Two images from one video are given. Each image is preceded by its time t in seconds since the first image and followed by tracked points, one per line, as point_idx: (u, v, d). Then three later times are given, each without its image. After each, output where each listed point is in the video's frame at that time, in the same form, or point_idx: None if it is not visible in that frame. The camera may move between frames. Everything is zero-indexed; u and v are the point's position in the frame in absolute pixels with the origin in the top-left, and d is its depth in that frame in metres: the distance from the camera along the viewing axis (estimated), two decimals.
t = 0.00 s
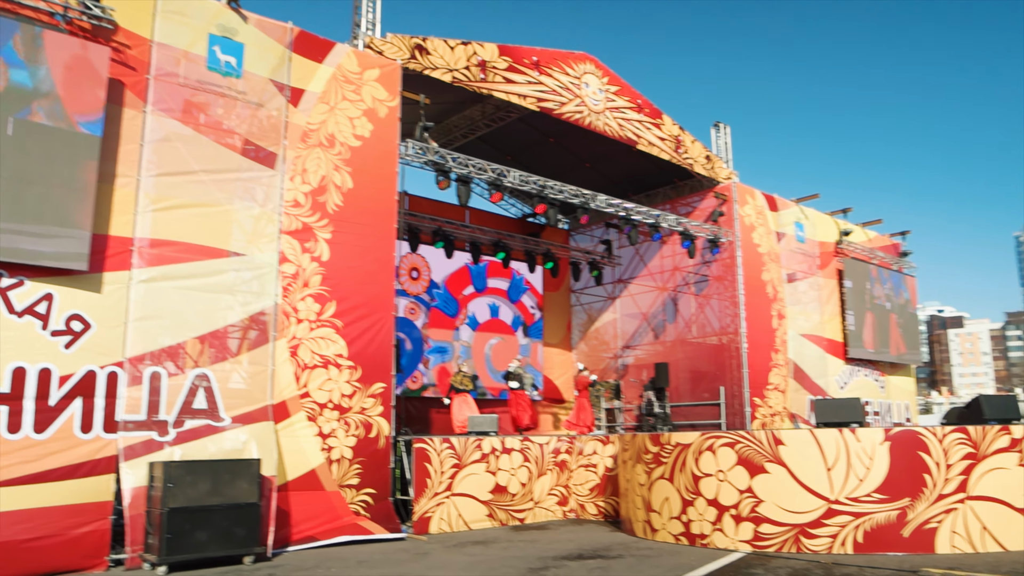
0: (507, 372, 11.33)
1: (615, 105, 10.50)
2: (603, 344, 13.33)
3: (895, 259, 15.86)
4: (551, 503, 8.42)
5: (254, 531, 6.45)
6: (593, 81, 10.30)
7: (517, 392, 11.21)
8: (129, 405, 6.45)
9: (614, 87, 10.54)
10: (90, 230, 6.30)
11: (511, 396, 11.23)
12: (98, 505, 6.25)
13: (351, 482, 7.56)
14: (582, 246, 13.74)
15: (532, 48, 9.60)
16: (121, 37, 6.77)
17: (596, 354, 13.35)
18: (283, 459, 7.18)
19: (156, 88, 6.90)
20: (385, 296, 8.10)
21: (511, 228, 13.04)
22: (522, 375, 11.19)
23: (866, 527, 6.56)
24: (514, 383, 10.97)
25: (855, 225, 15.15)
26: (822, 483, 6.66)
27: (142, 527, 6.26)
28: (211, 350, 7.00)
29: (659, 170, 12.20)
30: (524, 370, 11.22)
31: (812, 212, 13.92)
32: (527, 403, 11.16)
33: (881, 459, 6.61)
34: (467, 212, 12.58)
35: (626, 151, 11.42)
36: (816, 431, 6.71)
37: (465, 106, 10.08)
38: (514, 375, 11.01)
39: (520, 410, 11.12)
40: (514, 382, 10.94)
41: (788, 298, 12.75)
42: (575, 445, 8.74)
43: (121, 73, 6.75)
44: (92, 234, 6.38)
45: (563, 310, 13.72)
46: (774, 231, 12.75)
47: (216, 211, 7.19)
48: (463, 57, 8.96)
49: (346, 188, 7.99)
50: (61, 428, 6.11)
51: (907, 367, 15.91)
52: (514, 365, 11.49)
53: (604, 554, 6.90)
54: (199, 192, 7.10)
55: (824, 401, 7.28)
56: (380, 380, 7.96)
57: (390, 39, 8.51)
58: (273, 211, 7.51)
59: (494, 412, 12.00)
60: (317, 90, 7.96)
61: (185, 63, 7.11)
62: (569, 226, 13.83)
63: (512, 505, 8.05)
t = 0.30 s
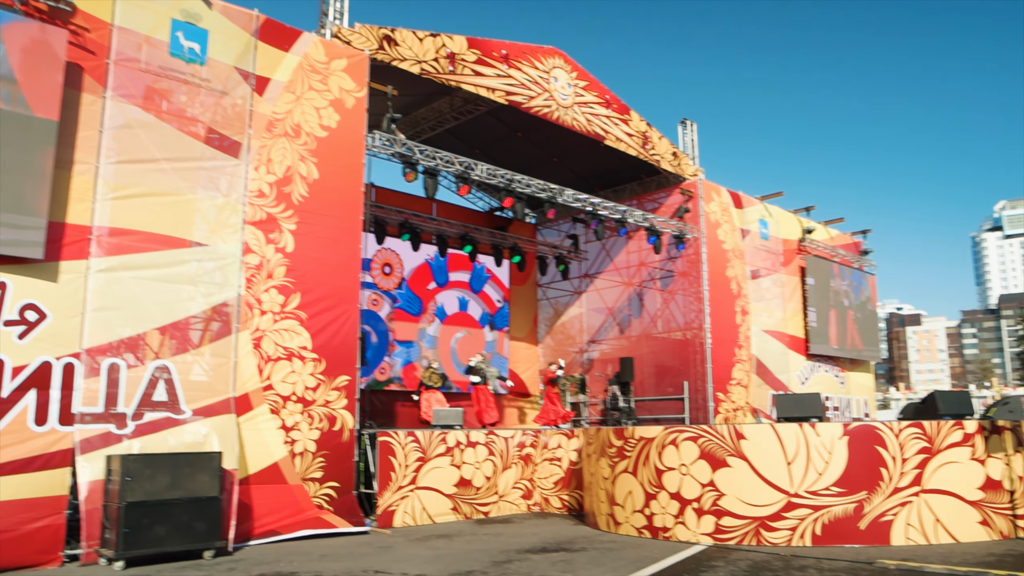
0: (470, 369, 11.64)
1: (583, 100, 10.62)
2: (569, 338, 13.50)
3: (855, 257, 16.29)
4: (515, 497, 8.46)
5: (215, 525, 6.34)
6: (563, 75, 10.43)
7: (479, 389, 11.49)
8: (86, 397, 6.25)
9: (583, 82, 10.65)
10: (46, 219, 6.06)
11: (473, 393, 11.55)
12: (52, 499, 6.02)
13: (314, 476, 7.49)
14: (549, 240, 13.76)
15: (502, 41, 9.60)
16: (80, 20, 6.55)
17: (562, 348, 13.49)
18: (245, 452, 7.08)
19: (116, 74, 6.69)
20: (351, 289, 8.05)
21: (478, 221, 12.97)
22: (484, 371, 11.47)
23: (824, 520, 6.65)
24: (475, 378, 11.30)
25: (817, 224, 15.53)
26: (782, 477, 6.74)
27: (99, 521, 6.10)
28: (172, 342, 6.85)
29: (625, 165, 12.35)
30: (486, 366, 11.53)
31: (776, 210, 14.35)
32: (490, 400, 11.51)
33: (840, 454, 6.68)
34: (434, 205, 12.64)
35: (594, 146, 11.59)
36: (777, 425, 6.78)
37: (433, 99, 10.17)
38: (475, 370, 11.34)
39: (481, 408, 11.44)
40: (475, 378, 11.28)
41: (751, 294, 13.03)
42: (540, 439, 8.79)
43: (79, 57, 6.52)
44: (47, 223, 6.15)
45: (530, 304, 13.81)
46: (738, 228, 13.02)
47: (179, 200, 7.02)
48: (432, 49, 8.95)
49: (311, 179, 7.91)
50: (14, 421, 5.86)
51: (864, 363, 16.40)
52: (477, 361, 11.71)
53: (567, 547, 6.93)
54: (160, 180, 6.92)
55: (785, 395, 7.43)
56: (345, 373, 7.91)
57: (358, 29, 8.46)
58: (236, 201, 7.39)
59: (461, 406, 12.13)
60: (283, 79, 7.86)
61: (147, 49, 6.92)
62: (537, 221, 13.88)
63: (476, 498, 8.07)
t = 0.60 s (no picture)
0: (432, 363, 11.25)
1: (553, 95, 10.81)
2: (536, 332, 13.78)
3: (818, 255, 16.73)
4: (480, 490, 8.48)
5: (176, 520, 6.21)
6: (532, 69, 10.41)
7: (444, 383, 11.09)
8: (42, 389, 6.04)
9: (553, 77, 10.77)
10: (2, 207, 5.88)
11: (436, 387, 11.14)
12: (5, 494, 5.84)
13: (277, 469, 7.42)
14: (517, 234, 14.09)
15: (472, 34, 9.69)
16: (37, 1, 6.34)
17: (528, 343, 13.81)
18: (207, 445, 6.96)
19: (76, 57, 6.50)
20: (317, 281, 7.98)
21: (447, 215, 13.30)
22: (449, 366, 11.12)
23: (785, 513, 6.74)
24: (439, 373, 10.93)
25: (782, 221, 15.90)
26: (744, 471, 6.82)
27: (54, 516, 5.91)
28: (133, 333, 6.70)
29: (593, 161, 12.67)
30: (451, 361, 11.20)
31: (743, 207, 14.78)
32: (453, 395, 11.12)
33: (801, 448, 6.78)
34: (402, 197, 12.76)
35: (562, 142, 11.83)
36: (740, 420, 6.85)
37: (403, 91, 10.35)
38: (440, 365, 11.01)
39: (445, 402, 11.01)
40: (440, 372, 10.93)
41: (717, 290, 13.36)
42: (506, 433, 8.86)
43: (37, 39, 6.32)
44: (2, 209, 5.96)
45: (498, 299, 14.19)
46: (704, 224, 13.33)
47: (141, 188, 6.88)
48: (402, 40, 8.97)
49: (278, 169, 7.82)
50: None
51: (826, 359, 16.84)
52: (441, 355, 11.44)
53: (532, 540, 6.95)
54: (122, 168, 6.77)
55: (749, 390, 7.50)
56: (310, 365, 7.85)
57: (326, 18, 8.38)
58: (201, 190, 7.26)
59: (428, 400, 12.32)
60: (249, 67, 7.75)
61: (109, 33, 6.74)
62: (505, 215, 14.22)
63: (442, 492, 8.08)
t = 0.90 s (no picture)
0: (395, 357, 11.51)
1: (524, 89, 10.96)
2: (505, 327, 14.12)
3: (785, 252, 17.23)
4: (448, 484, 8.48)
5: (137, 514, 6.10)
6: (503, 63, 10.61)
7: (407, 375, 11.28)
8: None
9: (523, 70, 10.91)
10: None
11: (398, 379, 11.29)
12: None
13: (242, 463, 7.35)
14: (487, 228, 14.38)
15: (444, 26, 9.69)
16: None
17: (497, 336, 14.13)
18: (171, 439, 6.85)
19: (35, 41, 6.31)
20: (284, 272, 7.89)
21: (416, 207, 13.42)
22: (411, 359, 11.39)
23: (749, 506, 6.81)
24: (401, 364, 11.17)
25: (750, 219, 16.34)
26: (709, 465, 6.89)
27: (11, 510, 5.81)
28: (95, 324, 6.54)
29: (564, 156, 12.87)
30: (414, 353, 11.45)
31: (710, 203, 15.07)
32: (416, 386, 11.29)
33: (764, 442, 6.86)
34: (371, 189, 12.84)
35: (533, 137, 11.98)
36: (706, 414, 6.92)
37: (373, 82, 10.45)
38: (403, 357, 11.27)
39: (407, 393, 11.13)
40: (402, 363, 11.16)
41: (686, 286, 13.71)
42: (473, 426, 8.83)
43: None
44: None
45: (467, 292, 14.48)
46: (673, 220, 13.61)
47: (103, 176, 6.71)
48: (372, 31, 8.96)
49: (245, 159, 7.72)
50: None
51: (791, 355, 17.18)
52: (404, 349, 11.68)
53: (498, 534, 6.96)
54: (83, 155, 6.58)
55: (715, 385, 7.58)
56: (276, 358, 7.77)
57: (296, 7, 8.35)
58: (165, 179, 7.12)
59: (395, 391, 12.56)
60: (216, 55, 7.62)
61: (70, 17, 6.56)
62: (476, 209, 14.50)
63: (409, 486, 8.07)
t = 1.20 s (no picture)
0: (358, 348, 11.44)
1: (496, 82, 11.00)
2: (476, 321, 14.30)
3: (754, 249, 17.80)
4: (417, 478, 8.47)
5: (100, 509, 5.96)
6: (476, 56, 10.70)
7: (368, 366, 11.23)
8: None
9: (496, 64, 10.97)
10: None
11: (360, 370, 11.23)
12: None
13: (208, 457, 7.25)
14: (458, 221, 14.67)
15: (416, 19, 9.68)
16: None
17: (468, 331, 14.27)
18: (135, 433, 6.73)
19: None
20: (252, 265, 7.82)
21: (387, 200, 13.39)
22: (374, 349, 11.33)
23: (716, 500, 6.88)
24: (362, 354, 11.14)
25: (720, 216, 16.93)
26: (678, 459, 6.93)
27: None
28: (57, 317, 6.36)
29: (536, 151, 13.11)
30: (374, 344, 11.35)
31: (681, 202, 15.58)
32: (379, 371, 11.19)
33: (732, 436, 6.93)
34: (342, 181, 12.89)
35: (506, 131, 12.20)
36: (674, 409, 6.97)
37: (345, 74, 10.53)
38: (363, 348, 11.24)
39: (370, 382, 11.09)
40: (362, 354, 11.09)
41: (655, 282, 14.21)
42: (443, 421, 8.83)
43: None
44: None
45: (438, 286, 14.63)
46: (643, 217, 14.07)
47: (65, 165, 6.55)
48: (344, 22, 8.91)
49: (213, 150, 7.61)
50: None
51: (759, 350, 17.85)
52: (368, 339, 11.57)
53: (467, 528, 6.96)
54: (45, 143, 6.41)
55: (683, 379, 7.63)
56: (243, 351, 7.69)
57: None
58: (131, 169, 6.97)
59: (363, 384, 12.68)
60: (183, 44, 7.51)
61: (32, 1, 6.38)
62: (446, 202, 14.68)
63: (377, 480, 8.06)
